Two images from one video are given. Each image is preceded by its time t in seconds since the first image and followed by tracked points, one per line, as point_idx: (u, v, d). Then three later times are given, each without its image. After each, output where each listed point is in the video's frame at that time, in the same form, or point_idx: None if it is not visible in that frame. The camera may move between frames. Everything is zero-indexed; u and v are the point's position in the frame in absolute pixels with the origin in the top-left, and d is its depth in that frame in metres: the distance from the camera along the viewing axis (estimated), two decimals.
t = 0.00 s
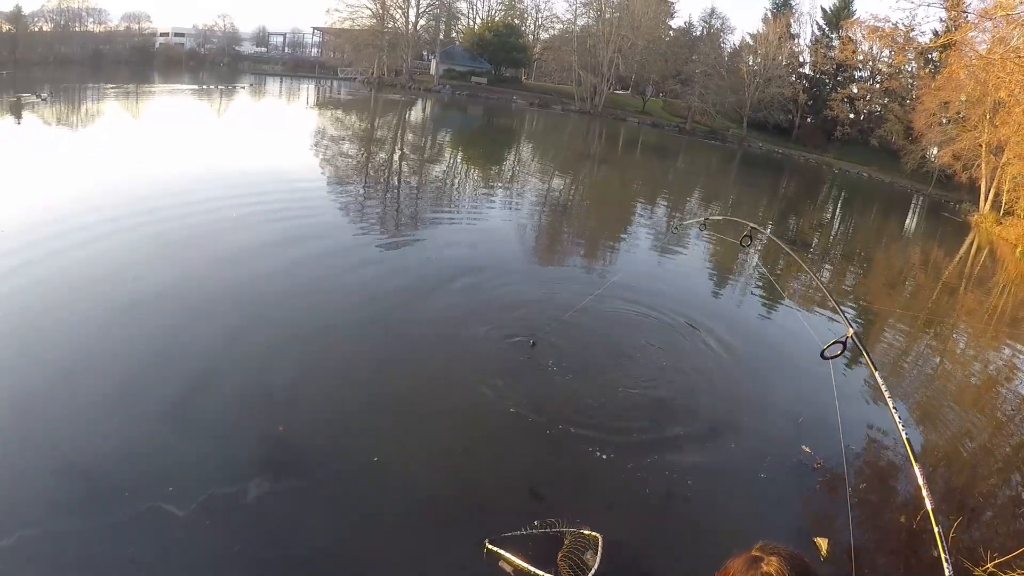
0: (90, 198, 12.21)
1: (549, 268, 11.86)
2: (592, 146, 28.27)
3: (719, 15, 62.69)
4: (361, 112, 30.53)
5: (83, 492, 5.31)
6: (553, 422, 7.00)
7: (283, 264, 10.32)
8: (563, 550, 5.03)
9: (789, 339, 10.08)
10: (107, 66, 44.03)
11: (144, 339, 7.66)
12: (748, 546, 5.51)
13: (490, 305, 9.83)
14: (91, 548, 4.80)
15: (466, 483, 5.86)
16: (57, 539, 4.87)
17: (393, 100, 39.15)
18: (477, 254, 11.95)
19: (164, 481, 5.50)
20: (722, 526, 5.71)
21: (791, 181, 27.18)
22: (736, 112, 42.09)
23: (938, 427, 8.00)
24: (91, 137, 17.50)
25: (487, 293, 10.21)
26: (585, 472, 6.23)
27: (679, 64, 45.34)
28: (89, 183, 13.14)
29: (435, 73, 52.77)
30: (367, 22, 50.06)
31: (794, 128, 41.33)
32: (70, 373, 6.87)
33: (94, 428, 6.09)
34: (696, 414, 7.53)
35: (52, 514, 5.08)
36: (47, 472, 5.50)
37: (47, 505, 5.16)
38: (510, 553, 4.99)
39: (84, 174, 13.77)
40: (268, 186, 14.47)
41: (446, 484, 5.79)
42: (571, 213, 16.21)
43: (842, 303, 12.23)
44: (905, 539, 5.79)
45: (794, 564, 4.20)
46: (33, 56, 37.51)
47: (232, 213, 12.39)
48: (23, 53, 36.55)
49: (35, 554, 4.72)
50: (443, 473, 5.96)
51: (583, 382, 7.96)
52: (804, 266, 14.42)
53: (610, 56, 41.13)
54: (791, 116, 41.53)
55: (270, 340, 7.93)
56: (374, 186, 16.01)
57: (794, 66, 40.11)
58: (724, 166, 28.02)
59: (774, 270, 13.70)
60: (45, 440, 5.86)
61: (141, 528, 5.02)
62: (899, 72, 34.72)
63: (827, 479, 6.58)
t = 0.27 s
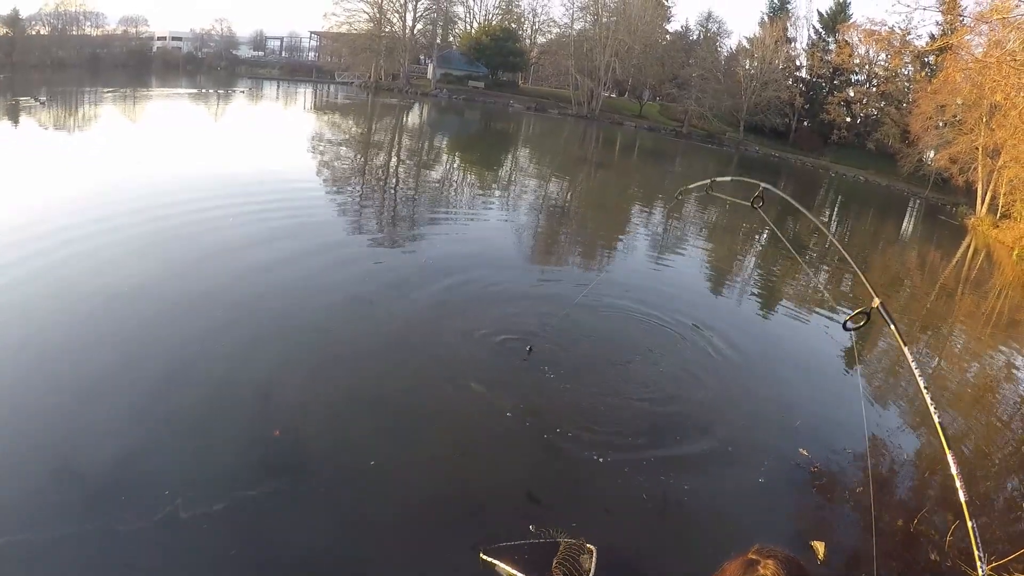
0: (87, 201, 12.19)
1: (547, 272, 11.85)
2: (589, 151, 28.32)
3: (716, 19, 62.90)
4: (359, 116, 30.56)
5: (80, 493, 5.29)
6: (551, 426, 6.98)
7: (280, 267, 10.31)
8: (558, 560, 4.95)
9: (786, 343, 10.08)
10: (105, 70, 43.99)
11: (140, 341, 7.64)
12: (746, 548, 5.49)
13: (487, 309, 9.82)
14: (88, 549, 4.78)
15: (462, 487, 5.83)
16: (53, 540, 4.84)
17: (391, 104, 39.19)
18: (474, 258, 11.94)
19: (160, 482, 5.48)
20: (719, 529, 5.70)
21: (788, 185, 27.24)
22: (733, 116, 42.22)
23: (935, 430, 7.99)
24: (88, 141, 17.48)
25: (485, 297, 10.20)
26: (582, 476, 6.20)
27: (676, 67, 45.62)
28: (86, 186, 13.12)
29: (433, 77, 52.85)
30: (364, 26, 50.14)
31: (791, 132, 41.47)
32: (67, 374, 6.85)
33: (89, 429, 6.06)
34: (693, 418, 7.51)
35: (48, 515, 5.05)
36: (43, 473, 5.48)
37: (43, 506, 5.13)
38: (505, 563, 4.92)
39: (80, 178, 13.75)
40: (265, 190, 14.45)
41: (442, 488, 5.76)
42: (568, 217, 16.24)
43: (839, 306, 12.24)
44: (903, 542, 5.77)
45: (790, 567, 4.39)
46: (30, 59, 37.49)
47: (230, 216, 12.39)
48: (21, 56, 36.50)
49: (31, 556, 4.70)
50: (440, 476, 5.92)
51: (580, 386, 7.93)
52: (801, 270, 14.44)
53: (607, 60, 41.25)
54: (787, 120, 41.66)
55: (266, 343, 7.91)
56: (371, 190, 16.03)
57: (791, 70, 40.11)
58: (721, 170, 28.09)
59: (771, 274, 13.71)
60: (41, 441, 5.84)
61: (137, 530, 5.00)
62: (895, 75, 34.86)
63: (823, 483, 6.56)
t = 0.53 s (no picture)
0: (85, 203, 12.20)
1: (545, 274, 11.83)
2: (586, 153, 28.35)
3: (713, 21, 63.02)
4: (357, 119, 30.56)
5: (78, 496, 5.28)
6: (549, 428, 6.95)
7: (277, 269, 10.30)
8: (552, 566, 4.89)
9: (784, 345, 10.06)
10: (103, 73, 43.93)
11: (137, 343, 7.64)
12: (743, 549, 5.48)
13: (485, 311, 9.80)
14: (86, 552, 4.78)
15: (459, 489, 5.80)
16: (51, 544, 4.84)
17: (389, 107, 39.20)
18: (472, 260, 11.93)
19: (157, 485, 5.47)
20: (718, 530, 5.68)
21: (786, 187, 27.25)
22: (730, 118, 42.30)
23: (934, 431, 7.98)
24: (86, 144, 17.46)
25: (482, 299, 10.19)
26: (580, 478, 6.17)
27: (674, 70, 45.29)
28: (83, 189, 13.11)
29: (431, 80, 52.89)
30: (362, 29, 50.16)
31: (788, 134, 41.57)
32: (64, 376, 6.85)
33: (86, 431, 6.05)
34: (691, 420, 7.49)
35: (46, 518, 5.05)
36: (41, 475, 5.48)
37: (40, 510, 5.13)
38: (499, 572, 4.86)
39: (77, 180, 13.73)
40: (262, 192, 14.45)
41: (439, 489, 5.74)
42: (566, 219, 16.24)
43: (837, 308, 12.23)
44: (901, 544, 5.75)
45: (785, 568, 4.52)
46: (28, 62, 37.45)
47: (229, 219, 12.40)
48: (18, 59, 36.44)
49: (29, 559, 4.70)
50: (436, 478, 5.90)
51: (578, 388, 7.91)
52: (799, 272, 14.43)
53: (605, 63, 41.32)
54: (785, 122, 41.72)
55: (263, 345, 7.89)
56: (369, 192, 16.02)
57: (789, 72, 40.01)
58: (719, 172, 28.14)
59: (769, 276, 13.70)
60: (38, 443, 5.83)
61: (136, 533, 5.00)
62: (892, 77, 34.93)
63: (821, 484, 6.54)
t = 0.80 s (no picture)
0: (84, 208, 12.20)
1: (542, 279, 11.83)
2: (584, 158, 28.39)
3: (709, 26, 63.24)
4: (354, 125, 30.59)
5: (73, 501, 5.25)
6: (547, 432, 6.93)
7: (274, 274, 10.28)
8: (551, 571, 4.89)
9: (782, 348, 10.06)
10: (101, 78, 43.94)
11: (134, 347, 7.61)
12: (742, 552, 5.47)
13: (482, 315, 9.78)
14: (83, 557, 4.74)
15: (456, 491, 5.78)
16: (46, 548, 4.80)
17: (386, 112, 39.27)
18: (470, 265, 11.92)
19: (153, 489, 5.43)
20: (717, 533, 5.67)
21: (783, 191, 27.29)
22: (727, 123, 42.44)
23: (931, 433, 7.97)
24: (83, 149, 17.43)
25: (479, 304, 10.19)
26: (577, 483, 6.13)
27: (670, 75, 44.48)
28: (80, 194, 13.08)
29: (428, 85, 52.99)
30: (359, 34, 50.26)
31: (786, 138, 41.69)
32: (60, 379, 6.81)
33: (82, 435, 6.01)
34: (689, 424, 7.45)
35: (42, 523, 5.01)
36: (37, 480, 5.43)
37: (35, 515, 5.08)
38: None
39: (74, 186, 13.69)
40: (260, 198, 14.43)
41: (436, 493, 5.72)
42: (563, 224, 16.24)
43: (835, 311, 12.22)
44: (900, 547, 5.74)
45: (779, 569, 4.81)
46: (26, 67, 37.40)
47: (227, 223, 12.40)
48: (16, 65, 36.42)
49: (24, 564, 4.66)
50: (434, 481, 5.87)
51: (575, 392, 7.86)
52: (797, 275, 14.44)
53: (602, 67, 41.49)
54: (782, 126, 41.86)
55: (259, 350, 7.85)
56: (367, 197, 16.03)
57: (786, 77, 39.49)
58: (716, 176, 28.20)
59: (767, 280, 13.71)
60: (33, 447, 5.79)
61: (132, 538, 4.97)
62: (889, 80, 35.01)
63: (819, 487, 6.52)
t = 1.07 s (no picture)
0: (82, 214, 12.19)
1: (539, 282, 11.82)
2: (580, 162, 28.42)
3: (706, 29, 63.45)
4: (351, 129, 30.61)
5: (68, 508, 5.21)
6: (545, 435, 6.90)
7: (271, 278, 10.26)
8: None
9: (780, 351, 10.05)
10: (98, 84, 43.93)
11: (130, 352, 7.58)
12: (742, 555, 5.44)
13: (479, 319, 9.76)
14: (78, 565, 4.71)
15: (455, 495, 5.76)
16: (41, 556, 4.76)
17: (383, 117, 39.30)
18: (467, 269, 11.90)
19: (149, 495, 5.40)
20: (715, 536, 5.64)
21: (780, 194, 27.34)
22: (724, 125, 42.56)
23: (930, 434, 7.96)
24: (81, 154, 17.43)
25: (477, 308, 10.18)
26: (576, 486, 6.11)
27: (666, 77, 44.70)
28: (77, 199, 13.05)
29: (425, 90, 53.07)
30: (355, 39, 50.36)
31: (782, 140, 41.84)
32: (58, 384, 6.79)
33: (77, 440, 5.98)
34: (687, 427, 7.43)
35: (37, 530, 4.98)
36: (32, 487, 5.40)
37: (30, 522, 5.05)
38: None
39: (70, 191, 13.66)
40: (256, 202, 14.41)
41: (434, 496, 5.70)
42: (560, 228, 16.24)
43: (833, 313, 12.22)
44: (899, 547, 5.73)
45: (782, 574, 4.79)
46: (23, 72, 37.39)
47: (225, 228, 12.41)
48: (13, 70, 36.37)
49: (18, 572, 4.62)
50: (433, 485, 5.85)
51: (573, 396, 7.84)
52: (794, 277, 14.44)
53: (599, 71, 41.67)
54: (778, 129, 41.97)
55: (255, 355, 7.82)
56: (364, 202, 16.02)
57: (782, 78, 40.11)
58: (712, 179, 28.27)
59: (764, 282, 13.71)
60: (28, 453, 5.75)
61: (127, 546, 4.93)
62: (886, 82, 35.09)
63: (817, 488, 6.50)
